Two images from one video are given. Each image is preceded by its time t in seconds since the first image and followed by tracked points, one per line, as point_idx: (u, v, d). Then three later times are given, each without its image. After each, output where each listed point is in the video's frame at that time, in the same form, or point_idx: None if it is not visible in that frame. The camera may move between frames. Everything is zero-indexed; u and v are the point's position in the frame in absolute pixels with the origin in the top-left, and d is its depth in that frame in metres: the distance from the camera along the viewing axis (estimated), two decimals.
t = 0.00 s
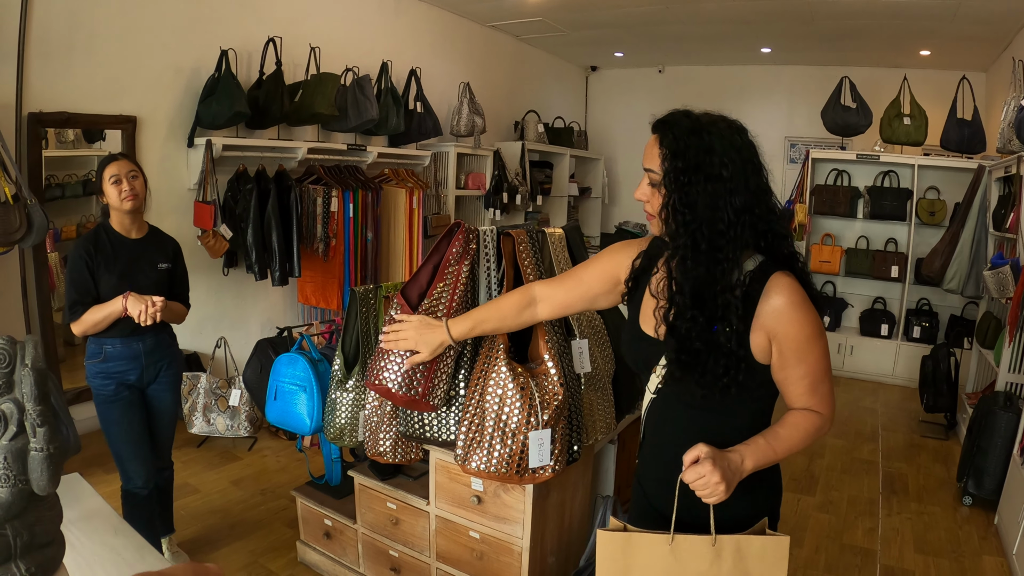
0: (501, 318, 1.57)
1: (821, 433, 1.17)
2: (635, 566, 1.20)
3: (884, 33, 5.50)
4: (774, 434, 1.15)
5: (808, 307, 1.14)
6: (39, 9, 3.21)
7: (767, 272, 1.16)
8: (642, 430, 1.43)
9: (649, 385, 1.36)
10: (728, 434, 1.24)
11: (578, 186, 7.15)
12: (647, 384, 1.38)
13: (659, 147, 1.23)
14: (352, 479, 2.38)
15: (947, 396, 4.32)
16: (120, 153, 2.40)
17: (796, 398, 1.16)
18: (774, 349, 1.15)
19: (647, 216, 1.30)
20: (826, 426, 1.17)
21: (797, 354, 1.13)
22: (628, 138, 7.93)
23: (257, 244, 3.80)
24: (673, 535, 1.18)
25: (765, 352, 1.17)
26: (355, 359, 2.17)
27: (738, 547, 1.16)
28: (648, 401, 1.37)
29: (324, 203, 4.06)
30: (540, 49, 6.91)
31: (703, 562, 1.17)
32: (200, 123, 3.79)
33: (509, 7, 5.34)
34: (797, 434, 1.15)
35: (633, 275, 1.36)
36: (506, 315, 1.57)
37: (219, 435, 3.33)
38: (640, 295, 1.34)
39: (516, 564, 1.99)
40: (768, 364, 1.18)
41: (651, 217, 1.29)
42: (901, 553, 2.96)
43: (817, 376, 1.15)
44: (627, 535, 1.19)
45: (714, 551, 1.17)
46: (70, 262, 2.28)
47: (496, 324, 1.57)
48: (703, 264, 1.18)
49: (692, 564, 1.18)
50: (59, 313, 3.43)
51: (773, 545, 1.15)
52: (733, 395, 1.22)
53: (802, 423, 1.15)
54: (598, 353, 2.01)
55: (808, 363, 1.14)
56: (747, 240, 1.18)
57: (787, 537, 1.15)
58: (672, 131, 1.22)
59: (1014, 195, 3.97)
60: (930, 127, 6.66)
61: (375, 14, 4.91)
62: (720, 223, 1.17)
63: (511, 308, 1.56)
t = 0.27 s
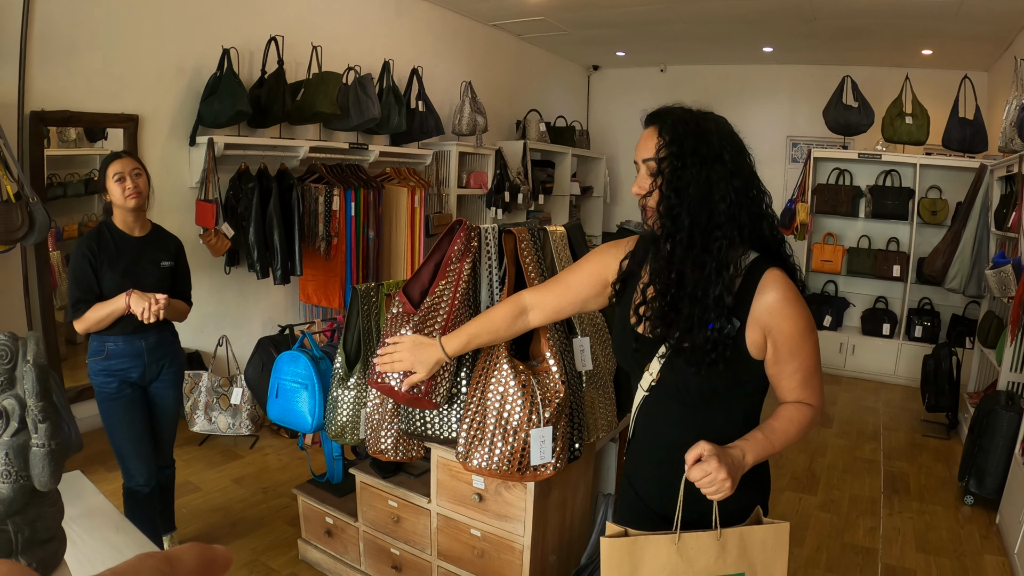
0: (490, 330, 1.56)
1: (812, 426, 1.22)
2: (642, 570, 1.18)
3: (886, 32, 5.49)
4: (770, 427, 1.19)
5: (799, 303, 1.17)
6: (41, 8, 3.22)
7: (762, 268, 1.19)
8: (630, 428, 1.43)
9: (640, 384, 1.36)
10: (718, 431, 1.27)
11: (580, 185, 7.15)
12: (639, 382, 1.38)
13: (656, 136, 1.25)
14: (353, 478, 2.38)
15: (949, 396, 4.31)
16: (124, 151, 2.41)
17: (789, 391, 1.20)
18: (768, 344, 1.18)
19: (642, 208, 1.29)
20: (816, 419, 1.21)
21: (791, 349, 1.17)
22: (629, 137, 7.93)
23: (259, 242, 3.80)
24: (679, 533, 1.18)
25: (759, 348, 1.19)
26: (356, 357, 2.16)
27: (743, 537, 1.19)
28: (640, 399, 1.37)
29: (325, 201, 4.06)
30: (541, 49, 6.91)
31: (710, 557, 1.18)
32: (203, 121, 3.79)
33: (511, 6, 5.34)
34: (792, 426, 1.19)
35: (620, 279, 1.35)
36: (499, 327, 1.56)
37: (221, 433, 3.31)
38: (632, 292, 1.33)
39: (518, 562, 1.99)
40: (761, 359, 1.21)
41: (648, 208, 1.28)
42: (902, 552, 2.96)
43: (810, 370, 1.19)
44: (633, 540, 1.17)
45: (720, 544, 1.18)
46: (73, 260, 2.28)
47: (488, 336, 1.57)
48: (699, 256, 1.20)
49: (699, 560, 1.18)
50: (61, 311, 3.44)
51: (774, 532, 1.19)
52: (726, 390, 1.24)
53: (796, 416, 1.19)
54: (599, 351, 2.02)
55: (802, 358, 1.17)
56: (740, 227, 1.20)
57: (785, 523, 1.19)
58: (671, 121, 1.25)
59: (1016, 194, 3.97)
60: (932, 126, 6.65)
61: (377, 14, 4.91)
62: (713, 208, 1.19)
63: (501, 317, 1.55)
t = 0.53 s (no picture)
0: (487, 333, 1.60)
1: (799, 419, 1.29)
2: (637, 564, 1.18)
3: (888, 33, 5.49)
4: (764, 421, 1.25)
5: (792, 301, 1.27)
6: (43, 8, 3.22)
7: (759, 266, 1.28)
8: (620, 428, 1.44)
9: (635, 381, 1.36)
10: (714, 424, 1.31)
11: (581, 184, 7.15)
12: (634, 380, 1.37)
13: (698, 131, 1.30)
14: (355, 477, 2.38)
15: (950, 396, 4.31)
16: (127, 150, 2.41)
17: (781, 385, 1.28)
18: (763, 339, 1.26)
19: (663, 197, 1.32)
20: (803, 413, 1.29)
21: (786, 343, 1.26)
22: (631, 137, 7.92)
23: (261, 242, 3.81)
24: (676, 527, 1.18)
25: (754, 344, 1.27)
26: (358, 357, 2.16)
27: (736, 531, 1.19)
28: (634, 397, 1.37)
29: (328, 201, 4.07)
30: (543, 48, 6.91)
31: (704, 551, 1.19)
32: (205, 121, 3.80)
33: (512, 6, 5.34)
34: (782, 418, 1.26)
35: (611, 282, 1.44)
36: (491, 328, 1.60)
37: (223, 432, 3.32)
38: (624, 293, 1.42)
39: (519, 561, 2.00)
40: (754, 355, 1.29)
41: (667, 200, 1.32)
42: (902, 552, 2.96)
43: (800, 365, 1.28)
44: (629, 534, 1.17)
45: (714, 538, 1.19)
46: (76, 259, 2.29)
47: (483, 339, 1.60)
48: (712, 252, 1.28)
49: (694, 554, 1.19)
50: (63, 310, 3.44)
51: (766, 526, 1.20)
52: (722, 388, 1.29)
53: (788, 409, 1.26)
54: (600, 351, 2.01)
55: (792, 352, 1.26)
56: (742, 229, 1.31)
57: (777, 518, 1.20)
58: (701, 118, 1.32)
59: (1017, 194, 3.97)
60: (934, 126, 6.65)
61: (379, 13, 4.92)
62: (725, 207, 1.29)
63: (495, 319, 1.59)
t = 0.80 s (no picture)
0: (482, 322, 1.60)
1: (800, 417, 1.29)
2: (633, 551, 1.19)
3: (890, 32, 5.49)
4: (765, 418, 1.25)
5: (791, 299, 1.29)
6: (46, 7, 3.23)
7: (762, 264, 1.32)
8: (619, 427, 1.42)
9: (637, 378, 1.34)
10: (714, 421, 1.31)
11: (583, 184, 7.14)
12: (635, 377, 1.36)
13: (711, 138, 1.30)
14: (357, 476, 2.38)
15: (952, 396, 4.30)
16: (130, 149, 2.41)
17: (778, 382, 1.28)
18: (764, 337, 1.28)
19: (672, 202, 1.30)
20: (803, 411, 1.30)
21: (786, 339, 1.27)
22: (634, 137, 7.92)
23: (264, 241, 3.81)
24: (674, 517, 1.18)
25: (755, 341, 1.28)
26: (361, 356, 2.16)
27: (735, 527, 1.18)
28: (636, 393, 1.35)
29: (330, 200, 4.06)
30: (545, 48, 6.91)
31: (701, 545, 1.18)
32: (207, 120, 3.80)
33: (515, 5, 5.34)
34: (784, 415, 1.26)
35: (612, 282, 1.43)
36: (488, 320, 1.60)
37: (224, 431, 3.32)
38: (626, 292, 1.41)
39: (521, 560, 1.99)
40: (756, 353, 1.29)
41: (679, 208, 1.30)
42: (904, 552, 2.96)
43: (798, 362, 1.28)
44: (627, 518, 1.18)
45: (713, 531, 1.18)
46: (78, 258, 2.29)
47: (479, 331, 1.60)
48: (719, 252, 1.30)
49: (692, 547, 1.18)
50: (65, 309, 3.44)
51: (766, 526, 1.18)
52: (724, 385, 1.29)
53: (785, 405, 1.26)
54: (603, 351, 2.02)
55: (792, 349, 1.28)
56: (749, 230, 1.33)
57: (778, 518, 1.18)
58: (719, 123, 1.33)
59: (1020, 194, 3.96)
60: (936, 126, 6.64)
61: (381, 13, 4.91)
62: (733, 208, 1.31)
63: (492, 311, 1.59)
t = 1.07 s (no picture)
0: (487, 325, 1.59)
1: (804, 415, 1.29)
2: (638, 549, 1.19)
3: (892, 33, 5.49)
4: (769, 417, 1.25)
5: (795, 298, 1.30)
6: (48, 7, 3.23)
7: (765, 262, 1.31)
8: (623, 426, 1.42)
9: (640, 377, 1.34)
10: (717, 420, 1.31)
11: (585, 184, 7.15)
12: (638, 376, 1.36)
13: (720, 135, 1.31)
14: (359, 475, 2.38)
15: (953, 396, 4.30)
16: (131, 147, 2.41)
17: (781, 380, 1.29)
18: (768, 336, 1.28)
19: (681, 198, 1.30)
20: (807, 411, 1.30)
21: (788, 339, 1.28)
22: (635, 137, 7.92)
23: (265, 241, 3.81)
24: (679, 515, 1.18)
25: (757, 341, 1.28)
26: (364, 355, 2.16)
27: (740, 524, 1.18)
28: (639, 392, 1.35)
29: (331, 199, 4.07)
30: (546, 48, 6.91)
31: (706, 542, 1.18)
32: (209, 119, 3.80)
33: (516, 5, 5.35)
34: (787, 413, 1.26)
35: (616, 281, 1.44)
36: (492, 321, 1.60)
37: (226, 430, 3.32)
38: (629, 291, 1.41)
39: (524, 560, 2.00)
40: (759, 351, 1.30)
41: (685, 201, 1.30)
42: (906, 552, 2.96)
43: (800, 360, 1.29)
44: (632, 517, 1.18)
45: (718, 529, 1.18)
46: (79, 257, 2.29)
47: (485, 330, 1.59)
48: (724, 250, 1.30)
49: (696, 545, 1.19)
50: (66, 308, 3.44)
51: (770, 522, 1.19)
52: (727, 385, 1.29)
53: (789, 403, 1.27)
54: (605, 350, 2.02)
55: (794, 348, 1.28)
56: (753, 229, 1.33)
57: (783, 516, 1.18)
58: (726, 120, 1.33)
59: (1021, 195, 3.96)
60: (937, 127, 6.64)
61: (383, 12, 4.91)
62: (738, 206, 1.32)
63: (498, 312, 1.58)
